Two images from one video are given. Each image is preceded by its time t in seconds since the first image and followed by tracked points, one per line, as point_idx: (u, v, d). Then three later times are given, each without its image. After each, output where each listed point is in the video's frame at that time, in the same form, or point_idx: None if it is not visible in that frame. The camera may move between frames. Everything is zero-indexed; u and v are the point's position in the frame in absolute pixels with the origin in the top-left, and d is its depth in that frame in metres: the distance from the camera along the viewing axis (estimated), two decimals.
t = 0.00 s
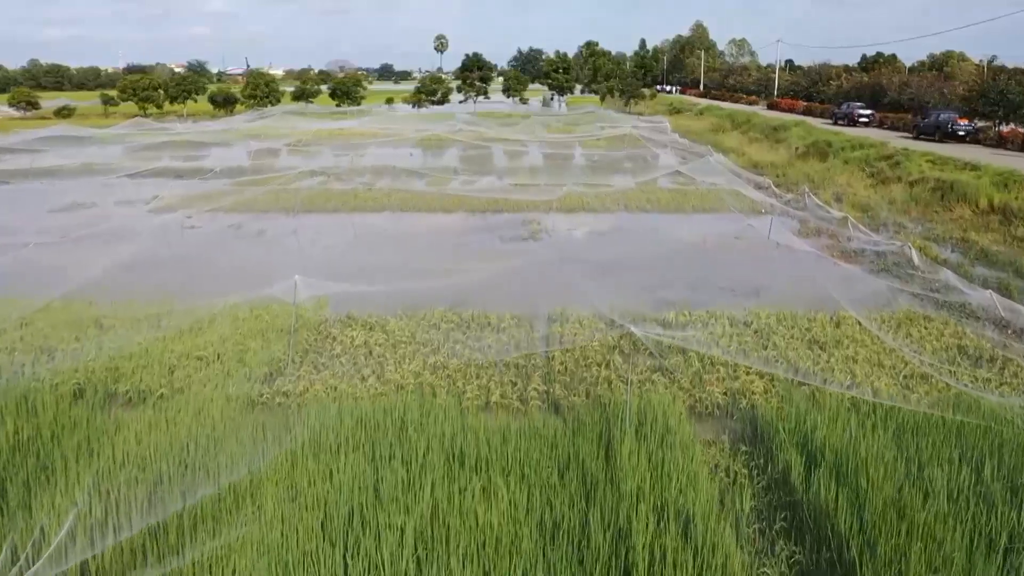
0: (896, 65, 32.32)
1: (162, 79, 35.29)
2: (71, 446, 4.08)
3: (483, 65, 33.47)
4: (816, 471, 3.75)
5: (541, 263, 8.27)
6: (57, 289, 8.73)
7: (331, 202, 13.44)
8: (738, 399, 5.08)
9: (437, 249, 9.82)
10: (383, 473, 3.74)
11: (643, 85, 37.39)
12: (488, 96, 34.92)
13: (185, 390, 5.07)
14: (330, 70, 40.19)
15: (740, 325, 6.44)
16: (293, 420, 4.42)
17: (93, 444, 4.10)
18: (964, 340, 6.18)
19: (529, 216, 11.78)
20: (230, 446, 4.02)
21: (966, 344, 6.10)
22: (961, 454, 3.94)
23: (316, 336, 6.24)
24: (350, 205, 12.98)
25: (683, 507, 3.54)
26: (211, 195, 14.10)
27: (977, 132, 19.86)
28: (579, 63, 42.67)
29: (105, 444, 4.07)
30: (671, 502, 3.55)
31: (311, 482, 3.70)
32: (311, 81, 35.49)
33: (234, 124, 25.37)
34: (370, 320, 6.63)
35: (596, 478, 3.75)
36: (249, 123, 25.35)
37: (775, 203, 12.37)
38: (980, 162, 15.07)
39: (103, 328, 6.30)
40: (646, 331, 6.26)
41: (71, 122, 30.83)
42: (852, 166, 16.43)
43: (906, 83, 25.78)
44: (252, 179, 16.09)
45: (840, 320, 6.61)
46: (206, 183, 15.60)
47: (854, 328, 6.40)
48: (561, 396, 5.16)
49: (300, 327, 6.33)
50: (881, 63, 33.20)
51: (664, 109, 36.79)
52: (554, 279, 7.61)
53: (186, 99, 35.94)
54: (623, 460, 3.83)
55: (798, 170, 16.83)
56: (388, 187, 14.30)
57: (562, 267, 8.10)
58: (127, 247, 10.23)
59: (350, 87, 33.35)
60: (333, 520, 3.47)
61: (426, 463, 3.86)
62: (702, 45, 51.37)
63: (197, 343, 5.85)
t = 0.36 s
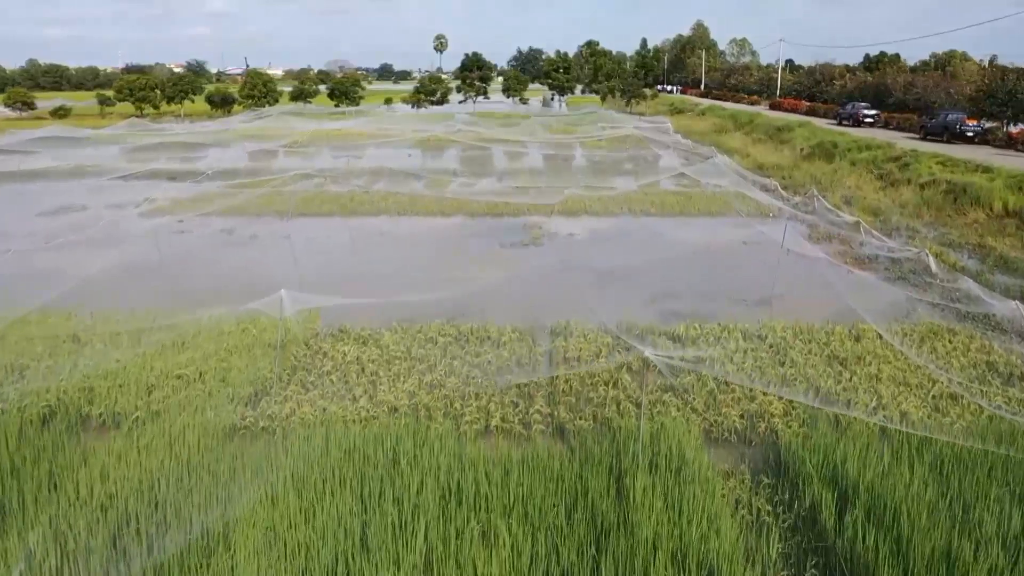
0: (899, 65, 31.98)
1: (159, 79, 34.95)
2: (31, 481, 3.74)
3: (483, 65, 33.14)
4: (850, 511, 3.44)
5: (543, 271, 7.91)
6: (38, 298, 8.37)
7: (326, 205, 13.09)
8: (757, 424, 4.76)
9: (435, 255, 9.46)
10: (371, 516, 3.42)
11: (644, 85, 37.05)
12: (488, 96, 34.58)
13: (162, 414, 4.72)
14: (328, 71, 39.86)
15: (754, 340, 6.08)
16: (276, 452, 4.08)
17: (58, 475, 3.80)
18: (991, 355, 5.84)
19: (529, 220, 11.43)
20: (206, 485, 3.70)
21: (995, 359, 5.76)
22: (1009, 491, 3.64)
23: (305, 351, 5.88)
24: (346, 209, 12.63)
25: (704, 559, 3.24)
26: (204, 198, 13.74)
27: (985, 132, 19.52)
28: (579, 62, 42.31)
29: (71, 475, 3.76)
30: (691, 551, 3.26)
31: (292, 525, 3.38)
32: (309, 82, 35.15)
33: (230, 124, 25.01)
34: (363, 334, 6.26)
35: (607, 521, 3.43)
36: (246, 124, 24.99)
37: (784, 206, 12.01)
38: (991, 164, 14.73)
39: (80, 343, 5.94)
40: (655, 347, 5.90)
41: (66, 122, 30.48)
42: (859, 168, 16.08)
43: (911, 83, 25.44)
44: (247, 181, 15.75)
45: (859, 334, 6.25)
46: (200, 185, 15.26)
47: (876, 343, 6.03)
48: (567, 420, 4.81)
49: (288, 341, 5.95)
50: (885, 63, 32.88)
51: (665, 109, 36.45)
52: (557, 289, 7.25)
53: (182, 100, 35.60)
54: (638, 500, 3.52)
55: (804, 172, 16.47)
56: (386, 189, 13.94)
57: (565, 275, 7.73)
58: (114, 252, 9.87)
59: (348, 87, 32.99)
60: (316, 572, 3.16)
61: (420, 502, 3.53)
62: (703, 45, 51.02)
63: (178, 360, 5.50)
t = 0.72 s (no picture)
0: (904, 65, 31.66)
1: (156, 79, 34.61)
2: None
3: (483, 64, 32.81)
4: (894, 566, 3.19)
5: (546, 280, 7.56)
6: (17, 308, 8.04)
7: (322, 207, 12.75)
8: (778, 450, 4.42)
9: (434, 261, 9.12)
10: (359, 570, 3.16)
11: (646, 85, 36.71)
12: (488, 96, 34.25)
13: (135, 441, 4.38)
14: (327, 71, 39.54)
15: (770, 355, 5.73)
16: (257, 484, 3.78)
17: (17, 509, 3.54)
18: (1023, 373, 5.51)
19: (531, 224, 11.09)
20: (177, 524, 3.42)
21: None
22: None
23: (293, 368, 5.52)
24: (342, 212, 12.29)
25: None
26: (196, 201, 13.39)
27: (993, 133, 19.19)
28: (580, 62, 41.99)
29: (33, 508, 3.51)
30: None
31: None
32: (307, 82, 34.81)
33: (227, 125, 24.65)
34: (355, 348, 5.92)
35: None
36: (242, 125, 24.64)
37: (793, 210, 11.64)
38: (1002, 166, 14.39)
39: (53, 360, 5.58)
40: (665, 365, 5.55)
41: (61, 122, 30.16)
42: (867, 170, 15.74)
43: (916, 83, 25.12)
44: (242, 183, 15.41)
45: (881, 348, 5.91)
46: (194, 187, 14.92)
47: (899, 360, 5.68)
48: (573, 446, 4.46)
49: (275, 356, 5.60)
50: (889, 63, 32.55)
51: (666, 109, 36.09)
52: (561, 301, 6.92)
53: (180, 100, 35.27)
54: (655, 550, 3.28)
55: (811, 173, 16.13)
56: (383, 192, 13.61)
57: (568, 285, 7.40)
58: (102, 258, 9.53)
59: (346, 87, 32.63)
60: None
61: (412, 552, 3.26)
62: (704, 45, 50.73)
63: (157, 380, 5.14)
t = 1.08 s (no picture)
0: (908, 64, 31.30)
1: (154, 79, 34.35)
2: None
3: (483, 64, 32.52)
4: None
5: (548, 289, 7.27)
6: None
7: (318, 210, 12.43)
8: (798, 478, 4.14)
9: (432, 267, 8.81)
10: None
11: (647, 85, 36.40)
12: (488, 97, 33.96)
13: (109, 468, 4.10)
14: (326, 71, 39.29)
15: (786, 371, 5.43)
16: (238, 516, 3.55)
17: None
18: None
19: (532, 227, 10.78)
20: None
21: None
22: None
23: (281, 385, 5.21)
24: (338, 215, 11.98)
25: None
26: (189, 204, 13.10)
27: (1002, 134, 18.88)
28: (581, 62, 41.76)
29: None
30: None
31: None
32: (307, 82, 34.53)
33: (224, 125, 24.36)
34: (349, 363, 5.62)
35: None
36: (240, 125, 24.35)
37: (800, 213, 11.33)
38: (1013, 167, 14.07)
39: (29, 378, 5.28)
40: (675, 385, 5.21)
41: (57, 123, 29.89)
42: (875, 172, 15.43)
43: (922, 82, 24.70)
44: (237, 185, 15.11)
45: (902, 363, 5.60)
46: (188, 190, 14.63)
47: (922, 375, 5.38)
48: (578, 473, 4.17)
49: (264, 373, 5.30)
50: (893, 63, 32.22)
51: (668, 109, 35.78)
52: (564, 312, 6.63)
53: (178, 100, 35.00)
54: None
55: (817, 175, 15.82)
56: (381, 194, 13.30)
57: (571, 295, 7.10)
58: (89, 263, 9.23)
59: (345, 87, 32.31)
60: None
61: None
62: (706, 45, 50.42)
63: (137, 399, 4.84)
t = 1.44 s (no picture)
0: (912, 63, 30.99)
1: (151, 79, 34.03)
2: None
3: (483, 64, 32.19)
4: None
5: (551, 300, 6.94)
6: None
7: (313, 213, 12.10)
8: (824, 513, 3.83)
9: (428, 274, 8.48)
10: None
11: (649, 85, 36.03)
12: (488, 97, 33.64)
13: (75, 507, 3.78)
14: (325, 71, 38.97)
15: (805, 390, 5.09)
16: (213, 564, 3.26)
17: None
18: None
19: (534, 232, 10.44)
20: None
21: None
22: None
23: (266, 405, 4.88)
24: (334, 219, 11.65)
25: None
26: (181, 208, 12.77)
27: (1011, 134, 18.57)
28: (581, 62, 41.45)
29: None
30: None
31: None
32: (305, 82, 34.21)
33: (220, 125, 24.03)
34: (339, 380, 5.29)
35: None
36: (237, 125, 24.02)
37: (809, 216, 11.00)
38: None
39: None
40: (686, 407, 4.86)
41: (53, 124, 29.57)
42: (884, 174, 15.08)
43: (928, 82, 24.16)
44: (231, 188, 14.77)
45: (927, 380, 5.28)
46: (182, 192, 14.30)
47: (949, 394, 5.06)
48: (585, 507, 3.85)
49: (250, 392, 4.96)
50: (897, 62, 31.91)
51: (670, 109, 35.45)
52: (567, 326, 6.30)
53: (175, 100, 34.67)
54: None
55: (824, 177, 15.47)
56: (378, 196, 12.95)
57: (575, 305, 6.78)
58: (75, 269, 8.89)
59: (344, 87, 31.97)
60: None
61: None
62: (707, 44, 50.09)
63: (109, 422, 4.50)
